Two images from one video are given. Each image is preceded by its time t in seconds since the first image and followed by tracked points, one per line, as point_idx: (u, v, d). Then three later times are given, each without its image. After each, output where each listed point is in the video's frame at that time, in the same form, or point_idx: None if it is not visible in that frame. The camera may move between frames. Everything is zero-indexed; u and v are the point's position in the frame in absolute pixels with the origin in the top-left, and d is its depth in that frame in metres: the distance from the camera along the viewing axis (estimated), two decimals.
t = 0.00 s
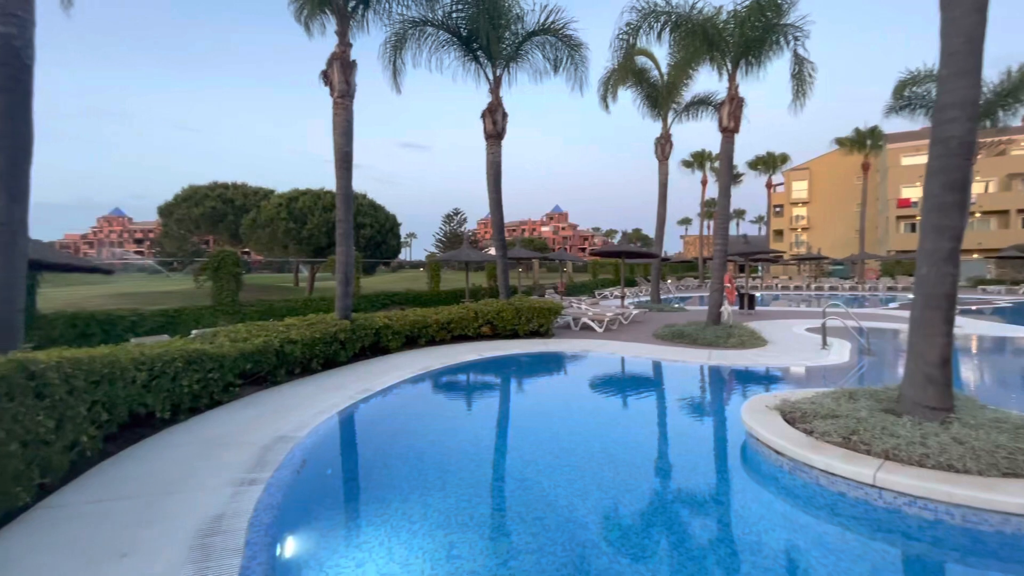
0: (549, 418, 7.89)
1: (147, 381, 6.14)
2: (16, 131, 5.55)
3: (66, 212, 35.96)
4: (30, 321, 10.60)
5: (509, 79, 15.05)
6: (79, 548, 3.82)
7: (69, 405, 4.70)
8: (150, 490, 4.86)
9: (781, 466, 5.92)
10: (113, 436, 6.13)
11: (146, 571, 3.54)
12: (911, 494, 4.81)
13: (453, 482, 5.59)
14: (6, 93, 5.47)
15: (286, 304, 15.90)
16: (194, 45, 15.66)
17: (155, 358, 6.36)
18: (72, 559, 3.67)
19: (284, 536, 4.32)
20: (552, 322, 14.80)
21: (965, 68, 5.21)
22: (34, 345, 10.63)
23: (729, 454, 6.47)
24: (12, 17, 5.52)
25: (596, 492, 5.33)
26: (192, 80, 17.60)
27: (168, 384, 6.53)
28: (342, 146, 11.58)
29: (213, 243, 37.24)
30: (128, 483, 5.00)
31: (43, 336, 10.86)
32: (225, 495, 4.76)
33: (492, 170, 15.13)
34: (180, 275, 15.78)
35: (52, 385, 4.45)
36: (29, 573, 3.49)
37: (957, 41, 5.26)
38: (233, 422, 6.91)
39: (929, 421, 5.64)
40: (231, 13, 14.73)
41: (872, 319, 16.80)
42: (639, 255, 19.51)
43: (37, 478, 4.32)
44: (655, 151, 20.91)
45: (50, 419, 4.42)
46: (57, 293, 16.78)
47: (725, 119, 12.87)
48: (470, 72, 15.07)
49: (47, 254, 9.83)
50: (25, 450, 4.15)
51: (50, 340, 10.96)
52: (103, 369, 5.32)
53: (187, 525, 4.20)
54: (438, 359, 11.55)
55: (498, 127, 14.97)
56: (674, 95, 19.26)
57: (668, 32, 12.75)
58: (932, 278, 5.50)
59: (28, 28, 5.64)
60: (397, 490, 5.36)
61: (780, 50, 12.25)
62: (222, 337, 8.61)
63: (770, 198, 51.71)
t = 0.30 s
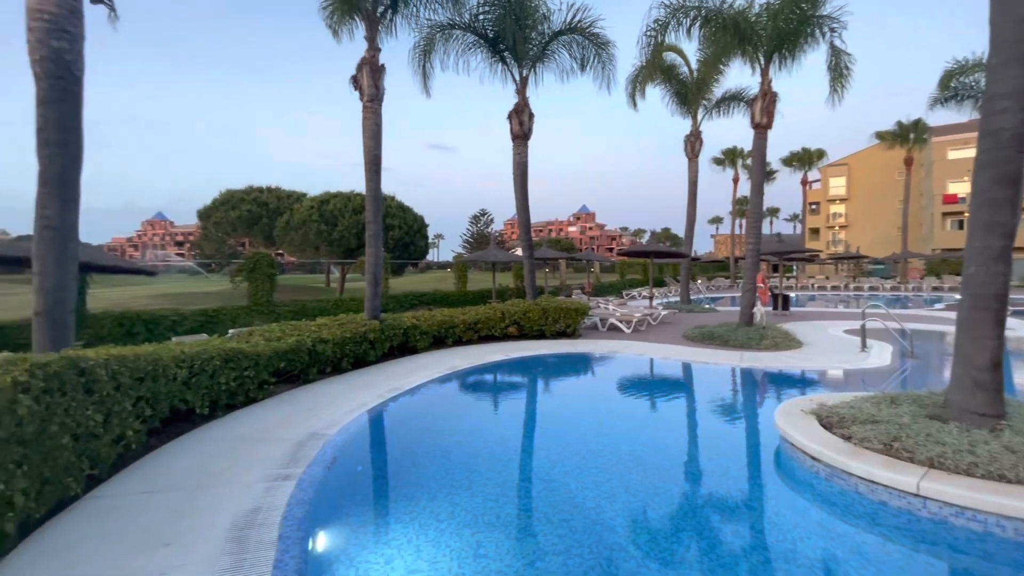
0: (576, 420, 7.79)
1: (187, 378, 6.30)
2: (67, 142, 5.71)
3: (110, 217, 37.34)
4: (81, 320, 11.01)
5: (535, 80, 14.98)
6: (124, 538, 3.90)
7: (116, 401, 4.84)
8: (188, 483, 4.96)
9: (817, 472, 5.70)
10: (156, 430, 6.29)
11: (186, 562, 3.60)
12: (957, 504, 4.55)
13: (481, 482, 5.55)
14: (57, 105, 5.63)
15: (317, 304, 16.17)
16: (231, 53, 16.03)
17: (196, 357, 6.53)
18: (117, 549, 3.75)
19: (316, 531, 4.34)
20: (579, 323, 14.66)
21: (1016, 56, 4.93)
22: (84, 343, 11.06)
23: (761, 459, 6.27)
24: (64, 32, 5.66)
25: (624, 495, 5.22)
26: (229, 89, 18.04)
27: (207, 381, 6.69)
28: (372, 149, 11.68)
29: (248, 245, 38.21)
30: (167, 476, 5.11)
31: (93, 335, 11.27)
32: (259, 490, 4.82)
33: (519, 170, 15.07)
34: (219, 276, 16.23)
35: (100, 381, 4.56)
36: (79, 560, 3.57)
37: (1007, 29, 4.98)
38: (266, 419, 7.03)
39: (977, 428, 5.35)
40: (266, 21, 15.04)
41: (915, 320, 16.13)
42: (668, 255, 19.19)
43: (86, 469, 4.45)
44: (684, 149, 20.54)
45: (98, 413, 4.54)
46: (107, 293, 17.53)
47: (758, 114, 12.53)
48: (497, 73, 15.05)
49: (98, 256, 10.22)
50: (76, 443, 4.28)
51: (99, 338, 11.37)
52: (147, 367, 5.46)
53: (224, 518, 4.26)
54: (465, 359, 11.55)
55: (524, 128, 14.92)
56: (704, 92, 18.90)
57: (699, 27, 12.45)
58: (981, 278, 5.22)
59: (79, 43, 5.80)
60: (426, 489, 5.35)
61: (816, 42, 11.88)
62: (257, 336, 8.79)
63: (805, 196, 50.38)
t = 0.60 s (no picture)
0: (604, 421, 7.66)
1: (225, 374, 6.43)
2: (115, 150, 5.87)
3: (151, 220, 38.61)
4: (127, 318, 11.37)
5: (562, 79, 14.86)
6: (165, 528, 3.97)
7: (158, 396, 4.96)
8: (224, 476, 5.04)
9: (857, 479, 5.46)
10: (195, 424, 6.42)
11: (223, 552, 3.64)
12: (1009, 515, 4.29)
13: (508, 481, 5.50)
14: (105, 113, 5.80)
15: (348, 303, 16.39)
16: (265, 60, 16.38)
17: (234, 354, 6.66)
18: (158, 537, 3.82)
19: (347, 527, 4.35)
20: (607, 323, 14.50)
21: None
22: (130, 340, 11.41)
23: (798, 464, 6.05)
24: (111, 44, 5.83)
25: (653, 498, 5.09)
26: (263, 95, 18.46)
27: (243, 377, 6.82)
28: (401, 151, 11.76)
29: (282, 246, 39.05)
30: (204, 468, 5.21)
31: (138, 332, 11.61)
32: (292, 484, 4.86)
33: (546, 170, 14.98)
34: (254, 276, 16.60)
35: (144, 376, 4.68)
36: (120, 548, 3.65)
37: None
38: (298, 415, 7.12)
39: None
40: (298, 26, 15.29)
41: (961, 322, 15.42)
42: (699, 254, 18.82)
43: (131, 460, 4.56)
44: (715, 146, 20.12)
45: (142, 407, 4.66)
46: (150, 293, 18.10)
47: (793, 109, 12.17)
48: (524, 73, 14.99)
49: (143, 257, 10.58)
50: (123, 435, 4.39)
51: (143, 335, 11.71)
52: (187, 363, 5.58)
53: (259, 511, 4.30)
54: (492, 359, 11.51)
55: (551, 128, 14.83)
56: (736, 87, 18.48)
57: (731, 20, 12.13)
58: None
59: (125, 54, 5.97)
60: (455, 488, 5.30)
61: (855, 33, 11.47)
62: (291, 335, 8.95)
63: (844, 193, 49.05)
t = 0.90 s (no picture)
0: (630, 423, 7.59)
1: (257, 372, 6.58)
2: (156, 155, 6.07)
3: (186, 222, 39.73)
4: (165, 316, 11.71)
5: (587, 78, 14.76)
6: (203, 520, 4.08)
7: (196, 392, 5.10)
8: (257, 470, 5.16)
9: (895, 486, 5.30)
10: (229, 420, 6.58)
11: (258, 545, 3.72)
12: None
13: (534, 482, 5.49)
14: (146, 120, 5.99)
15: (375, 303, 16.59)
16: (295, 64, 16.73)
17: (266, 352, 6.81)
18: (196, 529, 3.92)
19: (376, 523, 4.40)
20: (632, 324, 14.38)
21: None
22: (167, 338, 11.74)
23: (831, 469, 5.90)
24: (152, 53, 6.03)
25: (680, 501, 5.03)
26: (293, 99, 18.82)
27: (275, 375, 6.97)
28: (426, 152, 11.85)
29: (309, 247, 39.75)
30: (238, 463, 5.34)
31: (175, 330, 11.92)
32: (323, 480, 4.95)
33: (571, 170, 14.92)
34: (283, 277, 16.95)
35: (183, 373, 4.82)
36: (160, 538, 3.77)
37: None
38: (326, 413, 7.23)
39: None
40: (327, 29, 15.54)
41: (1006, 324, 14.80)
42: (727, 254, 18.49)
43: (170, 454, 4.70)
44: (744, 143, 19.75)
45: (181, 402, 4.80)
46: (185, 293, 18.62)
47: (826, 104, 11.86)
48: (549, 73, 14.94)
49: (179, 259, 10.90)
50: (163, 430, 4.53)
51: (180, 334, 12.03)
52: (223, 361, 5.73)
53: (291, 506, 4.39)
54: (516, 359, 11.53)
55: (576, 127, 14.76)
56: (765, 83, 18.11)
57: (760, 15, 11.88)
58: None
59: (165, 63, 6.16)
60: (481, 488, 5.32)
61: (892, 24, 11.10)
62: (320, 334, 9.10)
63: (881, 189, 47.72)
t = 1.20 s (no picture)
0: (654, 425, 7.52)
1: (286, 370, 6.71)
2: (192, 159, 6.24)
3: (217, 224, 40.80)
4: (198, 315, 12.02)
5: (611, 78, 14.66)
6: (236, 513, 4.19)
7: (229, 389, 5.23)
8: (287, 467, 5.26)
9: (934, 495, 5.14)
10: (260, 417, 6.73)
11: (290, 540, 3.81)
12: None
13: (558, 483, 5.48)
14: (182, 126, 6.17)
15: (399, 303, 16.77)
16: (321, 67, 16.99)
17: (294, 351, 6.95)
18: (229, 522, 4.02)
19: (402, 521, 4.44)
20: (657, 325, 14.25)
21: None
22: (200, 336, 12.05)
23: (865, 476, 5.75)
24: (188, 61, 6.19)
25: (707, 506, 4.96)
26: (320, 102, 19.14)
27: (303, 374, 7.10)
28: (450, 154, 11.91)
29: (335, 248, 40.34)
30: (269, 459, 5.45)
31: (207, 329, 12.23)
32: (350, 477, 5.02)
33: (594, 171, 14.85)
34: (309, 277, 17.24)
35: (217, 371, 4.94)
36: (196, 530, 3.87)
37: None
38: (353, 412, 7.34)
39: None
40: (354, 33, 15.77)
41: None
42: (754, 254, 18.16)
43: (205, 449, 4.84)
44: (772, 142, 19.38)
45: (215, 399, 4.92)
46: (215, 292, 19.09)
47: (860, 100, 11.56)
48: (572, 73, 14.89)
49: (211, 260, 11.19)
50: (198, 425, 4.65)
51: (212, 333, 12.34)
52: (254, 360, 5.86)
53: (321, 502, 4.46)
54: (540, 360, 11.52)
55: (599, 127, 14.69)
56: (794, 79, 17.75)
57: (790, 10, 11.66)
58: None
59: (200, 70, 6.32)
60: (505, 488, 5.33)
61: (928, 16, 10.78)
62: (346, 333, 9.25)
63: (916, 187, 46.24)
